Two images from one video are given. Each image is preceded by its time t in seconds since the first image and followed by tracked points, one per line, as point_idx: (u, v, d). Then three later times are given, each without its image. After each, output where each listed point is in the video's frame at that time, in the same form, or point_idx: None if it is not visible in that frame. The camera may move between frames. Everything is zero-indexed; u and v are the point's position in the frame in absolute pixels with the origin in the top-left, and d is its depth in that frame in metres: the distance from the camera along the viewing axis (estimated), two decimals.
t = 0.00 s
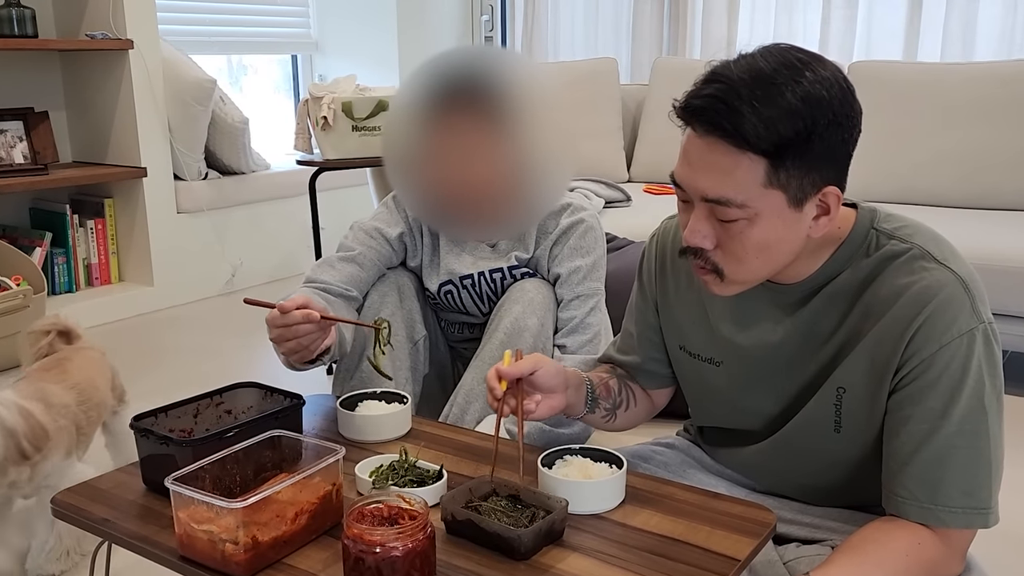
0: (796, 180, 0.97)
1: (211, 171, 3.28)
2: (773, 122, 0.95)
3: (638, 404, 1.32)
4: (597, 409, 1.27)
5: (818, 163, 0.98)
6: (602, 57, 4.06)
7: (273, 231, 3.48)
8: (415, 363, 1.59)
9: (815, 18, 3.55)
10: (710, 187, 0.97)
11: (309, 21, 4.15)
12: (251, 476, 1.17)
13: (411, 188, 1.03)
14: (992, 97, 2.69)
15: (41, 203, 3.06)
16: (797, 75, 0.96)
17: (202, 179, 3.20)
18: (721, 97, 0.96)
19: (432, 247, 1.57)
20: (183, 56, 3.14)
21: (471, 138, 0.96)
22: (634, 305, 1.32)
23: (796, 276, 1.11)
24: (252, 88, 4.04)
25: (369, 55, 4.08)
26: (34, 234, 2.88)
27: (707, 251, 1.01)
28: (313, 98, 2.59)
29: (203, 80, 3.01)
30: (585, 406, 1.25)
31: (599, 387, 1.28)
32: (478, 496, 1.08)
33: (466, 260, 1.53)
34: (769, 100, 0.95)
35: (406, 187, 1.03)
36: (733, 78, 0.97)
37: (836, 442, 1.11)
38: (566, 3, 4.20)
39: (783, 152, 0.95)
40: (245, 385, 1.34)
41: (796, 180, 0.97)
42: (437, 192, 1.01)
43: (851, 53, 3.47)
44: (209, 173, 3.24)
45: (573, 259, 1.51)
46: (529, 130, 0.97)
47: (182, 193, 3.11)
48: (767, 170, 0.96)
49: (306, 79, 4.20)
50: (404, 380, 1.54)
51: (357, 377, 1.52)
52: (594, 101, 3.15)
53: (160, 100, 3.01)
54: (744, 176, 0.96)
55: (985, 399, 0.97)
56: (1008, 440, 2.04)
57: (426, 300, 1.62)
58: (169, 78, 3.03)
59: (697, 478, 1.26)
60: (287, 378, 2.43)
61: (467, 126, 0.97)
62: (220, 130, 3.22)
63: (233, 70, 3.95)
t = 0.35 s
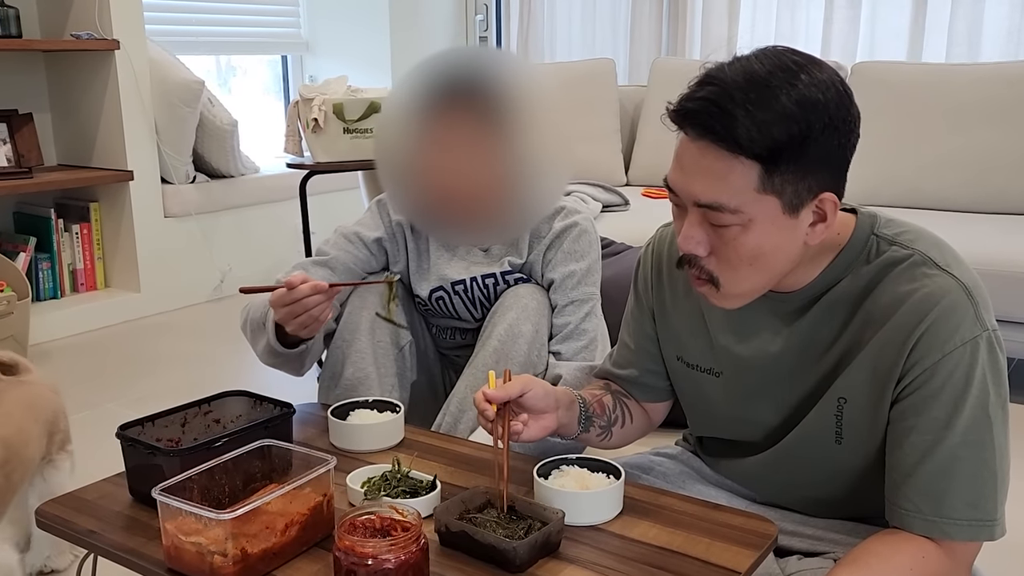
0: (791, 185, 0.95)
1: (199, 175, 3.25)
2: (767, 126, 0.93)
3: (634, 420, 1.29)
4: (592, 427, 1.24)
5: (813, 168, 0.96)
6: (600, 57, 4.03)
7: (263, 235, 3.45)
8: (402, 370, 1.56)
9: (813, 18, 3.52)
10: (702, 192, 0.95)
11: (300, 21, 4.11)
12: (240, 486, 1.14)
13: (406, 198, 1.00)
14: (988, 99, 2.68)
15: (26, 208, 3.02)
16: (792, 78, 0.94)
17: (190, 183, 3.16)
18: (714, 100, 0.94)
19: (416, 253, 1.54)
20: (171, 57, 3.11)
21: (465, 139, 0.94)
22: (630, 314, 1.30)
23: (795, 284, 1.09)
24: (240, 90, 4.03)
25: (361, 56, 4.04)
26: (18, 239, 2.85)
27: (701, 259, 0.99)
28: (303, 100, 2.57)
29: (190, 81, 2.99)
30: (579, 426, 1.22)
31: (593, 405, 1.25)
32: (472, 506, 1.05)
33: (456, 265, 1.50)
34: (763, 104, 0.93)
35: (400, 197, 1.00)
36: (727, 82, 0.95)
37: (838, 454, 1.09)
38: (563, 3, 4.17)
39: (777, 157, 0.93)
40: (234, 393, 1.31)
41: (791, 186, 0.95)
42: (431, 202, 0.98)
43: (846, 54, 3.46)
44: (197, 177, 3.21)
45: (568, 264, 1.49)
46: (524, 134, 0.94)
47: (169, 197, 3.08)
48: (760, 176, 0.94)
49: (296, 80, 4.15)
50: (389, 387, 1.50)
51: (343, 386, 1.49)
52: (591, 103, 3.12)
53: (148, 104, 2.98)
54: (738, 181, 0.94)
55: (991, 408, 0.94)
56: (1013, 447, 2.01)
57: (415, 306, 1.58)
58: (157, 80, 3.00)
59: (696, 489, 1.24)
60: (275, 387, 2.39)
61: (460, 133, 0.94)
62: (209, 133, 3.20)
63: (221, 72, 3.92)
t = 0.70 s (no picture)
0: (764, 190, 0.95)
1: (188, 179, 3.20)
2: (739, 130, 0.92)
3: (636, 429, 1.27)
4: (592, 436, 1.22)
5: (793, 176, 0.94)
6: (597, 59, 3.99)
7: (252, 241, 3.38)
8: (380, 376, 1.51)
9: (812, 20, 3.48)
10: (678, 186, 0.97)
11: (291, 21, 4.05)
12: (230, 497, 1.12)
13: (396, 196, 0.98)
14: (988, 102, 2.64)
15: (11, 212, 2.99)
16: (778, 83, 0.91)
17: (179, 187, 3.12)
18: (697, 99, 0.94)
19: (395, 258, 1.50)
20: (159, 58, 3.08)
21: (457, 141, 0.92)
22: (630, 320, 1.28)
23: (796, 289, 1.06)
24: (230, 92, 3.93)
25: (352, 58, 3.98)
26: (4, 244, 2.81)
27: (679, 250, 1.02)
28: (295, 102, 2.54)
29: (180, 83, 2.94)
30: (580, 434, 1.21)
31: (594, 414, 1.23)
32: (467, 517, 1.03)
33: (445, 269, 1.47)
34: (742, 107, 0.92)
35: (391, 195, 0.98)
36: (714, 82, 0.94)
37: (840, 463, 1.07)
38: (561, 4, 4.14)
39: (747, 162, 0.93)
40: (223, 401, 1.28)
41: (764, 191, 0.95)
42: (420, 203, 0.96)
43: (845, 55, 3.42)
44: (186, 181, 3.17)
45: (558, 267, 1.46)
46: (517, 137, 0.91)
47: (157, 201, 3.04)
48: (731, 178, 0.94)
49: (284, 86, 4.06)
50: (366, 394, 1.44)
51: (320, 394, 1.43)
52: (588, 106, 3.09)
53: (136, 107, 2.95)
54: (710, 182, 0.95)
55: (996, 417, 0.92)
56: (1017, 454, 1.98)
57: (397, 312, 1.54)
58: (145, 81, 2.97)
59: (695, 498, 1.22)
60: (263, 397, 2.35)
61: (453, 134, 0.92)
62: (198, 136, 3.14)
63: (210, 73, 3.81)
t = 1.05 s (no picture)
0: (741, 190, 0.94)
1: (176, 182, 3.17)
2: (710, 128, 0.92)
3: (637, 437, 1.25)
4: (594, 444, 1.20)
5: (771, 179, 0.93)
6: (594, 60, 3.94)
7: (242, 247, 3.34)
8: (369, 383, 1.48)
9: (814, 19, 3.42)
10: (662, 179, 0.98)
11: (282, 21, 3.99)
12: (219, 507, 1.09)
13: (385, 199, 0.95)
14: (992, 104, 2.60)
15: None
16: (757, 85, 0.91)
17: (167, 191, 3.08)
18: (680, 96, 0.95)
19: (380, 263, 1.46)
20: (147, 60, 3.04)
21: (443, 148, 0.89)
22: (630, 326, 1.26)
23: (797, 293, 1.04)
24: (219, 94, 3.88)
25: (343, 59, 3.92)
26: None
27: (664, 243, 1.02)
28: (285, 103, 2.52)
29: (168, 85, 2.92)
30: (581, 441, 1.19)
31: (596, 421, 1.21)
32: (461, 528, 1.00)
33: (434, 273, 1.43)
34: (717, 105, 0.92)
35: (379, 198, 0.95)
36: (699, 80, 0.95)
37: (843, 471, 1.05)
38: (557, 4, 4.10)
39: (720, 160, 0.93)
40: (214, 409, 1.26)
41: (741, 191, 0.94)
42: (408, 206, 0.93)
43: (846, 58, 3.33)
44: (175, 184, 3.13)
45: (547, 270, 1.43)
46: (506, 136, 0.88)
47: (144, 205, 3.00)
48: (707, 175, 0.94)
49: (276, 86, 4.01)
50: (355, 401, 1.42)
51: (310, 402, 1.41)
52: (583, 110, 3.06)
53: (123, 110, 2.92)
54: (689, 177, 0.95)
55: (1004, 424, 0.90)
56: None
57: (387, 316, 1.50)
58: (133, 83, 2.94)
59: (696, 509, 1.19)
60: (251, 407, 2.31)
61: (439, 141, 0.89)
62: (186, 138, 3.10)
63: (199, 74, 3.79)
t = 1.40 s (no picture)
0: (735, 197, 0.92)
1: (164, 185, 3.14)
2: (702, 134, 0.91)
3: (638, 448, 1.23)
4: (595, 454, 1.18)
5: (765, 184, 0.91)
6: (591, 62, 3.85)
7: (231, 252, 3.32)
8: (363, 391, 1.45)
9: (815, 19, 3.38)
10: (656, 187, 0.96)
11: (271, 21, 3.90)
12: (208, 518, 1.07)
13: (379, 203, 0.92)
14: (998, 106, 2.57)
15: None
16: (749, 90, 0.89)
17: (155, 194, 3.06)
18: (671, 101, 0.94)
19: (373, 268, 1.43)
20: (135, 61, 3.01)
21: (434, 152, 0.86)
22: (627, 335, 1.24)
23: (797, 301, 1.02)
24: (209, 95, 3.84)
25: (333, 60, 3.83)
26: None
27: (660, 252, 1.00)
28: (275, 106, 2.49)
29: (155, 86, 2.90)
30: (581, 453, 1.17)
31: (596, 432, 1.19)
32: (456, 539, 0.98)
33: (427, 279, 1.41)
34: (709, 111, 0.90)
35: (374, 202, 0.92)
36: (690, 85, 0.93)
37: (845, 482, 1.03)
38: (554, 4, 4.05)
39: (714, 166, 0.91)
40: (203, 418, 1.23)
41: (736, 197, 0.92)
42: (400, 209, 0.90)
43: (851, 57, 3.31)
44: (163, 188, 3.10)
45: (544, 276, 1.40)
46: (495, 132, 0.84)
47: (132, 209, 2.98)
48: (700, 183, 0.92)
49: (267, 88, 3.96)
50: (349, 409, 1.40)
51: (303, 408, 1.38)
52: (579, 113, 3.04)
53: (110, 112, 2.89)
54: (682, 183, 0.94)
55: (1009, 434, 0.88)
56: None
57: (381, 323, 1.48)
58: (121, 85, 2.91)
59: (695, 520, 1.17)
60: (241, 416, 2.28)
61: (429, 146, 0.86)
62: (174, 141, 3.08)
63: (188, 75, 3.74)
